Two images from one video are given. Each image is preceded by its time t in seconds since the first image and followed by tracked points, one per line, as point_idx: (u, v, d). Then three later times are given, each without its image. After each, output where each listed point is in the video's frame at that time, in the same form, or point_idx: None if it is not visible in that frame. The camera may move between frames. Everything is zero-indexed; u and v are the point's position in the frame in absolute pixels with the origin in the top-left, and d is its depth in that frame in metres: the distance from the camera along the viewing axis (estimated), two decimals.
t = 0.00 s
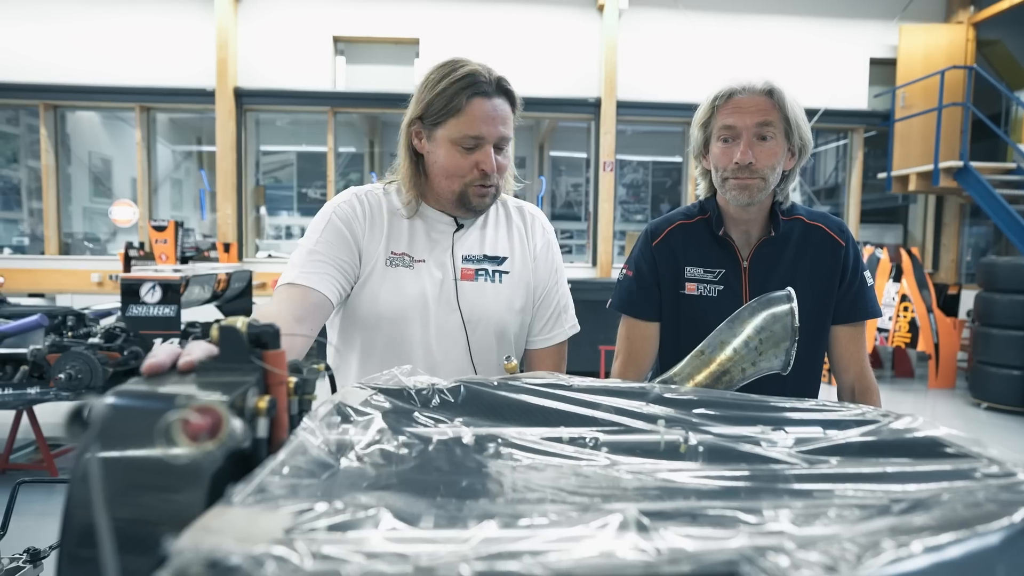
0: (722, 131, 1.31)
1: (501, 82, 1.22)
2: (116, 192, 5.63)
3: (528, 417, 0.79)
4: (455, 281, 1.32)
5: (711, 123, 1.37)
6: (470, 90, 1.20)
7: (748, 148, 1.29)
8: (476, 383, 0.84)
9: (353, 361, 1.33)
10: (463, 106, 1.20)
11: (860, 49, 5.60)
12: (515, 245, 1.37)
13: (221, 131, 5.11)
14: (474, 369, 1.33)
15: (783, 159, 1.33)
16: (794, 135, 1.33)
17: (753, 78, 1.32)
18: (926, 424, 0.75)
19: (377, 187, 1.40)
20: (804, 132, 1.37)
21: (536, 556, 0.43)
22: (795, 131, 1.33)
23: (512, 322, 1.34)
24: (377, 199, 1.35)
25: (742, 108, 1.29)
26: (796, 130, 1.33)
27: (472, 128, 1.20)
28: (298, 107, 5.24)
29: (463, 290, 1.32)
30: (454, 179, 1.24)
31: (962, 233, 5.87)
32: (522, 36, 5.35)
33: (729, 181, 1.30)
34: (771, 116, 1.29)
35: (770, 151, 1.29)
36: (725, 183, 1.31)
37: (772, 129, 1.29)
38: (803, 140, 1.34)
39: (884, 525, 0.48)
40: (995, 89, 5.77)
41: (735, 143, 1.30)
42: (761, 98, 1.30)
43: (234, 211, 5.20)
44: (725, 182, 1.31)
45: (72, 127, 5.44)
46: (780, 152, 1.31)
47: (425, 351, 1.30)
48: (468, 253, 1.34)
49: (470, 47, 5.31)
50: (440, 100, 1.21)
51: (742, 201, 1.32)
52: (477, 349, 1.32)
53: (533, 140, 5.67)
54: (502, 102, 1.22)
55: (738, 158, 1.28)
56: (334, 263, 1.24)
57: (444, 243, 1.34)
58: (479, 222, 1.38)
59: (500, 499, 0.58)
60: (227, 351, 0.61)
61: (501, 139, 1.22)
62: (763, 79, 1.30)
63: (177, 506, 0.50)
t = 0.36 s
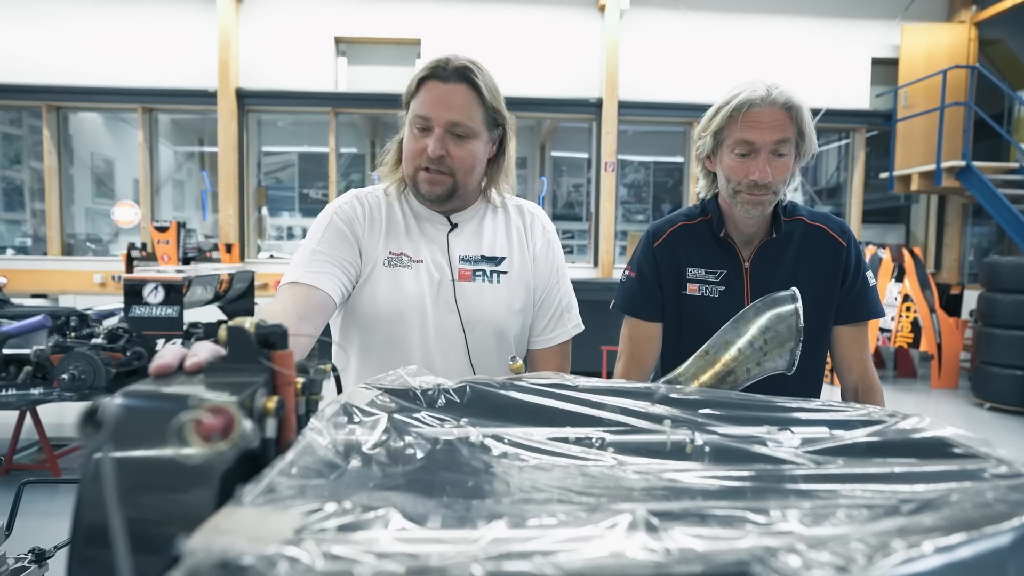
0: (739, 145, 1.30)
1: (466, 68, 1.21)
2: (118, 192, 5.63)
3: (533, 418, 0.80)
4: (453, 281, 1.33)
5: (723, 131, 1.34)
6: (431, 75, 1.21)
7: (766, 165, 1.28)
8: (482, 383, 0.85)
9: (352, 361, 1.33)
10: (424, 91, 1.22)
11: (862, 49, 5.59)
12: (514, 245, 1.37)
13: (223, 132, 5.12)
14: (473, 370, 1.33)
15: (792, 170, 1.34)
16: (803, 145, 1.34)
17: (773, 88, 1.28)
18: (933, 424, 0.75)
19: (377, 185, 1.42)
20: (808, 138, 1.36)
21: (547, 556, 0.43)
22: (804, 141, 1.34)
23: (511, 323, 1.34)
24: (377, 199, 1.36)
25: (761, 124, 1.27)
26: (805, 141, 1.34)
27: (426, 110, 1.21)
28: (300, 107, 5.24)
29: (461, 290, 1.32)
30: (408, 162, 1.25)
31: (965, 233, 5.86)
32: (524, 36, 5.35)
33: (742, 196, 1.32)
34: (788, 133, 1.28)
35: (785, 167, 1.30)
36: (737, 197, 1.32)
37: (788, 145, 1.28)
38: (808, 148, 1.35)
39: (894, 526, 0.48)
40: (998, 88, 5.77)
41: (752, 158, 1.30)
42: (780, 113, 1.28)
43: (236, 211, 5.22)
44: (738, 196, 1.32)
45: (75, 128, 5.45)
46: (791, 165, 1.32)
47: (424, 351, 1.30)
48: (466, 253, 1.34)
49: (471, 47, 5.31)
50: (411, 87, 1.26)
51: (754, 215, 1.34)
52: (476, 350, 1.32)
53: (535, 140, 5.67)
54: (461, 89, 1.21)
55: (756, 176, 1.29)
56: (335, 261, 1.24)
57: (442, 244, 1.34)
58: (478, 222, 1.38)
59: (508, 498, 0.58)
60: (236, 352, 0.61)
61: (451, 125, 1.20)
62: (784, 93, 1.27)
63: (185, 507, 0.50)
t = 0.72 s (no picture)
0: (743, 149, 1.30)
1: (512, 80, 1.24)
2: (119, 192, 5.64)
3: (533, 417, 0.80)
4: (455, 279, 1.33)
5: (727, 133, 1.35)
6: (481, 85, 1.22)
7: (771, 169, 1.29)
8: (482, 383, 0.85)
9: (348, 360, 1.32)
10: (472, 99, 1.22)
11: (862, 49, 5.59)
12: (517, 244, 1.37)
13: (224, 132, 5.13)
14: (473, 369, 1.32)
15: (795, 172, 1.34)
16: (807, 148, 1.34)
17: (778, 91, 1.28)
18: (930, 424, 0.75)
19: (385, 186, 1.43)
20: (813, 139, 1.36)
21: (545, 555, 0.44)
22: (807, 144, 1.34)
23: (512, 321, 1.33)
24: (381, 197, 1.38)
25: (766, 128, 1.27)
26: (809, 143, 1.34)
27: (479, 121, 1.21)
28: (301, 108, 5.24)
29: (463, 288, 1.33)
30: (453, 171, 1.26)
31: (965, 233, 5.87)
32: (524, 36, 5.36)
33: (745, 199, 1.32)
34: (793, 137, 1.28)
35: (789, 171, 1.30)
36: (740, 199, 1.33)
37: (792, 148, 1.29)
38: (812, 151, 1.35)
39: (890, 525, 0.48)
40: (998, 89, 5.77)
41: (757, 162, 1.30)
42: (786, 117, 1.28)
43: (236, 211, 5.22)
44: (741, 198, 1.33)
45: (76, 128, 5.46)
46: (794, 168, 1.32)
47: (421, 349, 1.30)
48: (469, 252, 1.35)
49: (472, 48, 5.32)
50: (452, 94, 1.24)
51: (756, 217, 1.35)
52: (476, 349, 1.31)
53: (535, 140, 5.68)
54: (510, 100, 1.24)
55: (760, 180, 1.29)
56: (324, 253, 1.28)
57: (444, 241, 1.35)
58: (483, 221, 1.39)
59: (508, 498, 0.59)
60: (237, 353, 0.61)
61: (504, 135, 1.23)
62: (790, 96, 1.27)
63: (185, 507, 0.50)
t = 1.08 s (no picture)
0: (742, 153, 1.31)
1: (492, 67, 1.27)
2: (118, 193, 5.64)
3: (530, 418, 0.80)
4: (458, 284, 1.33)
5: (726, 137, 1.35)
6: (460, 71, 1.26)
7: (769, 174, 1.29)
8: (480, 384, 0.85)
9: (351, 364, 1.32)
10: (450, 84, 1.26)
11: (861, 50, 5.60)
12: (518, 247, 1.38)
13: (224, 132, 5.13)
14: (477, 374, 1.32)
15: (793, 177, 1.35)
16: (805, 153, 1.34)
17: (777, 96, 1.29)
18: (925, 424, 0.75)
19: (385, 187, 1.43)
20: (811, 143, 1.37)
21: (539, 554, 0.44)
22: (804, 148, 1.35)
23: (515, 326, 1.34)
24: (382, 201, 1.38)
25: (765, 132, 1.28)
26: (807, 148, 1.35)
27: (453, 104, 1.24)
28: (300, 109, 5.24)
29: (466, 292, 1.33)
30: (431, 156, 1.27)
31: (963, 234, 5.88)
32: (524, 37, 5.36)
33: (743, 203, 1.33)
34: (792, 142, 1.28)
35: (787, 175, 1.30)
36: (738, 204, 1.34)
37: (791, 152, 1.29)
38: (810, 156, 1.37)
39: (882, 525, 0.48)
40: (996, 90, 5.78)
41: (755, 166, 1.30)
42: (785, 121, 1.28)
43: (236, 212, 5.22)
44: (738, 202, 1.34)
45: (75, 128, 5.46)
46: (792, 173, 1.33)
47: (426, 354, 1.30)
48: (471, 256, 1.35)
49: (472, 48, 5.32)
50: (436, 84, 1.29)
51: (753, 221, 1.35)
52: (480, 354, 1.32)
53: (535, 141, 5.69)
54: (488, 85, 1.26)
55: (758, 184, 1.29)
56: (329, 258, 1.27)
57: (447, 245, 1.36)
58: (483, 224, 1.39)
59: (504, 499, 0.59)
60: (235, 353, 0.62)
61: (479, 117, 1.24)
62: (789, 101, 1.27)
63: (182, 507, 0.50)
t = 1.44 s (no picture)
0: (727, 151, 1.32)
1: (474, 63, 1.25)
2: (117, 193, 5.64)
3: (528, 418, 0.80)
4: (449, 284, 1.33)
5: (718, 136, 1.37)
6: (443, 73, 1.23)
7: (753, 172, 1.30)
8: (478, 384, 0.86)
9: (346, 367, 1.33)
10: (437, 89, 1.23)
11: (859, 52, 5.61)
12: (509, 246, 1.38)
13: (223, 133, 5.12)
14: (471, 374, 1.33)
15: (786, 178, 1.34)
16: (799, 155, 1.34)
17: (767, 95, 1.30)
18: (921, 425, 0.76)
19: (369, 191, 1.42)
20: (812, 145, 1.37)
21: (535, 554, 0.44)
22: (799, 149, 1.33)
23: (507, 326, 1.34)
24: (368, 203, 1.37)
25: (751, 131, 1.29)
26: (802, 149, 1.33)
27: (446, 110, 1.22)
28: (300, 109, 5.23)
29: (457, 292, 1.33)
30: (432, 166, 1.25)
31: (962, 236, 5.89)
32: (524, 39, 5.37)
33: (731, 202, 1.33)
34: (779, 140, 1.29)
35: (775, 175, 1.30)
36: (726, 203, 1.34)
37: (777, 152, 1.30)
38: (807, 158, 1.35)
39: (877, 525, 0.49)
40: (994, 92, 5.79)
41: (741, 164, 1.31)
42: (771, 120, 1.29)
43: (235, 213, 5.21)
44: (727, 201, 1.34)
45: (74, 129, 5.46)
46: (783, 173, 1.32)
47: (419, 354, 1.31)
48: (461, 256, 1.35)
49: (472, 49, 5.33)
50: (416, 90, 1.25)
51: (743, 221, 1.35)
52: (473, 354, 1.32)
53: (534, 142, 5.69)
54: (476, 83, 1.24)
55: (743, 182, 1.30)
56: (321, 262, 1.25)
57: (435, 246, 1.35)
58: (472, 223, 1.39)
59: (501, 499, 0.59)
60: (233, 354, 0.62)
61: (478, 119, 1.24)
62: (776, 100, 1.29)
63: (180, 507, 0.50)
